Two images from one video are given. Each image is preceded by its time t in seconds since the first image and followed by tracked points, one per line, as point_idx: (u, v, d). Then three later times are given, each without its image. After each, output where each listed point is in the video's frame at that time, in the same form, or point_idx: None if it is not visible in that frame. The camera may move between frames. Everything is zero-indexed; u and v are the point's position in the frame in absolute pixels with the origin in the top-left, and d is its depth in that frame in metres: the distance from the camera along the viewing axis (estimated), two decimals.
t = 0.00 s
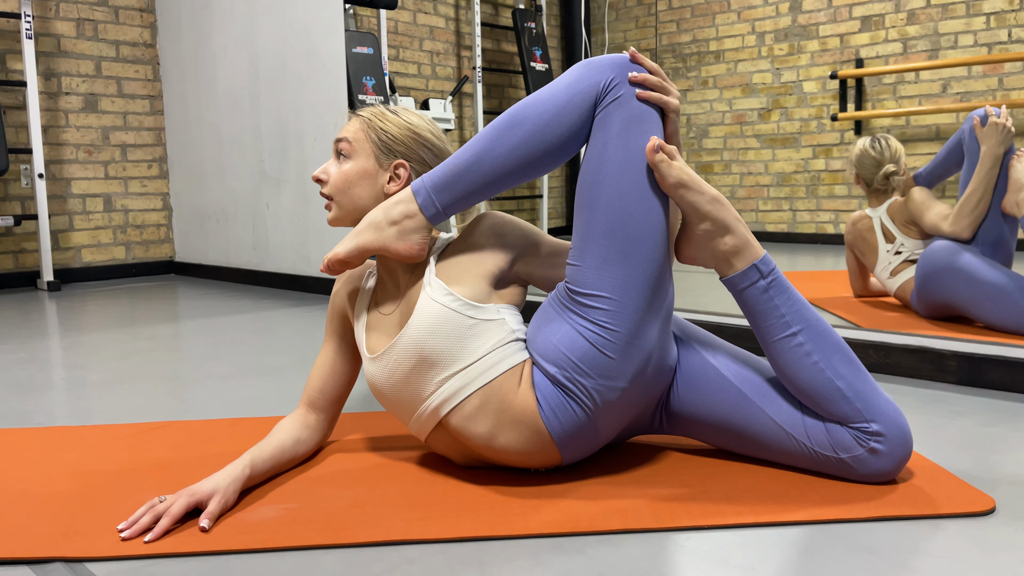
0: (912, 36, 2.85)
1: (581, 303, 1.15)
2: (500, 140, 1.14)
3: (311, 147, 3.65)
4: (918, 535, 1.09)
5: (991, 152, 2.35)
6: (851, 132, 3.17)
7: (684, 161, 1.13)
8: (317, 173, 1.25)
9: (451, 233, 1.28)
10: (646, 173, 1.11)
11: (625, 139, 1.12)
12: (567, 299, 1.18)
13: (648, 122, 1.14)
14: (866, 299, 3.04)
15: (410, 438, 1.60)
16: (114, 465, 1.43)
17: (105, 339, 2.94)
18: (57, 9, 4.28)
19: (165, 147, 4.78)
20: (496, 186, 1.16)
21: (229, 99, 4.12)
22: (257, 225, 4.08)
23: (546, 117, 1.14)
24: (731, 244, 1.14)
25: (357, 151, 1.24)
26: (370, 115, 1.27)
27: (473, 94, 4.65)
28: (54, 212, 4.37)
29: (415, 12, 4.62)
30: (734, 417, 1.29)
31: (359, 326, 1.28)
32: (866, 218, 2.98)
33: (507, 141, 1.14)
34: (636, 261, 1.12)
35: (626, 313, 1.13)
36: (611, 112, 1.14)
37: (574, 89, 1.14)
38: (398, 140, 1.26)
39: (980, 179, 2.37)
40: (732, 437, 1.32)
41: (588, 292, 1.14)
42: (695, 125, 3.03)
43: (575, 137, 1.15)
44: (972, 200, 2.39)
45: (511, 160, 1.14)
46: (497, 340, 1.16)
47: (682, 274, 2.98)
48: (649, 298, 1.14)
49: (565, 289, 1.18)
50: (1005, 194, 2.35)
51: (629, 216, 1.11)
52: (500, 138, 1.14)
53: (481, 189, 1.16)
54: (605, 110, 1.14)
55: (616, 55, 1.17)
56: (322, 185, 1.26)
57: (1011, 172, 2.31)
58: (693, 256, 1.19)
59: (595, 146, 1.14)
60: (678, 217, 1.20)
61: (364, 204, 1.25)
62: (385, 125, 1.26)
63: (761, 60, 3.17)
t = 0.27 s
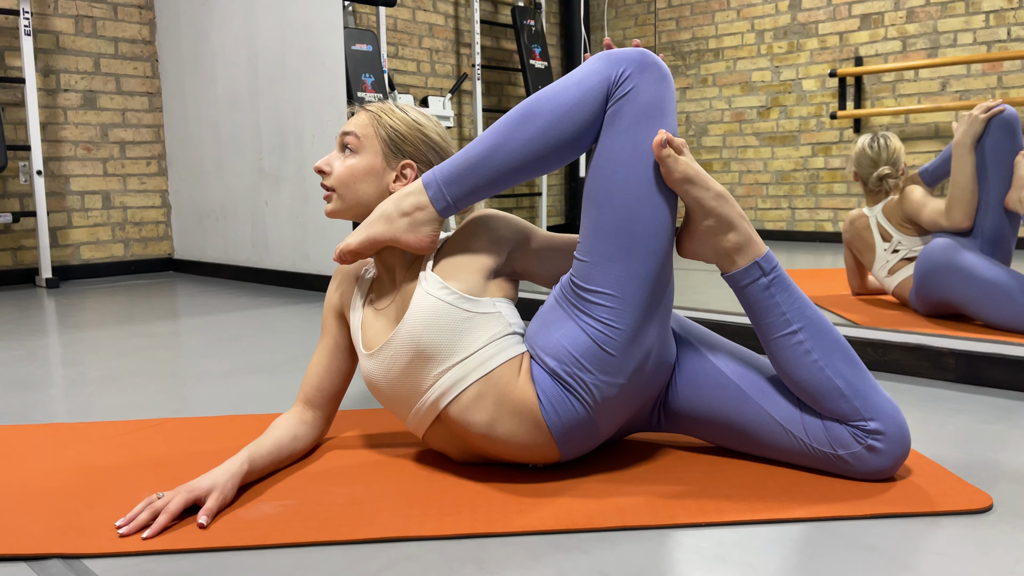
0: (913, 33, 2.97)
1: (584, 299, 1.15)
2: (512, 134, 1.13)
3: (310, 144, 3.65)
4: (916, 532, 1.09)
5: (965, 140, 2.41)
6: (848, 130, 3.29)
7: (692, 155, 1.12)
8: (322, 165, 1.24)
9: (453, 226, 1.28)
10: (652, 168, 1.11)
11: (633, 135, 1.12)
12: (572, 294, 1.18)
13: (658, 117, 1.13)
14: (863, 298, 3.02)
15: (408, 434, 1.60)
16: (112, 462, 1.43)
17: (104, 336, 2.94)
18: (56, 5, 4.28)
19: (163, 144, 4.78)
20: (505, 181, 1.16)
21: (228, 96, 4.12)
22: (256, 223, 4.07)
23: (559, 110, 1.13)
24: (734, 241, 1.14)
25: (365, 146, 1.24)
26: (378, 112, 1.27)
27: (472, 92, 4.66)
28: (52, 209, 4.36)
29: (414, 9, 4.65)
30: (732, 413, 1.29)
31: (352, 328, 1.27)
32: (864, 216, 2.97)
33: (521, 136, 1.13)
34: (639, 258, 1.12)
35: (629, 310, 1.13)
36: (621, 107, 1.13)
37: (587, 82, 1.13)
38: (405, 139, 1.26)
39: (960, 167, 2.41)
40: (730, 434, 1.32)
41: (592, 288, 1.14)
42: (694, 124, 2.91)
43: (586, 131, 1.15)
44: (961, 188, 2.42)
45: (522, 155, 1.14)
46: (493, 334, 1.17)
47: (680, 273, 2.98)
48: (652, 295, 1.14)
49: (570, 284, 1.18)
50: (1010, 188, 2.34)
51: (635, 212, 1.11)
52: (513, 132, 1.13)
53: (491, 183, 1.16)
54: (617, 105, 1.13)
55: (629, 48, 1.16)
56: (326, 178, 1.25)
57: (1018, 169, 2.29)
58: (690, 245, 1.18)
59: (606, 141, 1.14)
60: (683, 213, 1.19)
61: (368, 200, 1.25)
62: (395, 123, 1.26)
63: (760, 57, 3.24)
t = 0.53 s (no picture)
0: (910, 32, 2.92)
1: (585, 296, 1.16)
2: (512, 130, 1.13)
3: (308, 142, 3.65)
4: (913, 530, 1.10)
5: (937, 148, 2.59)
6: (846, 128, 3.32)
7: (693, 151, 1.13)
8: (322, 162, 1.24)
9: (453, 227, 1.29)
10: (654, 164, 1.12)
11: (635, 132, 1.12)
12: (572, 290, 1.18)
13: (661, 115, 1.14)
14: (862, 296, 3.05)
15: (406, 432, 1.60)
16: (110, 460, 1.43)
17: (101, 334, 2.93)
18: (53, 3, 4.26)
19: (161, 142, 4.77)
20: (506, 178, 1.16)
21: (226, 94, 4.11)
22: (254, 220, 4.07)
23: (561, 106, 1.13)
24: (736, 237, 1.14)
25: (366, 144, 1.24)
26: (379, 110, 1.27)
27: (470, 90, 4.65)
28: (50, 206, 4.35)
29: (413, 8, 4.79)
30: (730, 410, 1.29)
31: (351, 326, 1.27)
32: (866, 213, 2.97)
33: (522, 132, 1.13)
34: (639, 254, 1.12)
35: (629, 306, 1.13)
36: (624, 105, 1.13)
37: (588, 78, 1.13)
38: (407, 137, 1.26)
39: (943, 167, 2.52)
40: (728, 431, 1.33)
41: (592, 284, 1.14)
42: (692, 121, 2.95)
43: (588, 128, 1.15)
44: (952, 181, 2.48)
45: (523, 152, 1.14)
46: (490, 331, 1.17)
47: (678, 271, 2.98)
48: (652, 291, 1.14)
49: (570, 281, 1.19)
50: (1010, 186, 2.34)
51: (635, 208, 1.12)
52: (515, 129, 1.13)
53: (493, 180, 1.16)
54: (619, 102, 1.13)
55: (632, 46, 1.16)
56: (327, 174, 1.25)
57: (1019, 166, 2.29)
58: (694, 243, 1.19)
59: (608, 138, 1.14)
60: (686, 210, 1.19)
61: (368, 197, 1.25)
62: (396, 121, 1.26)
63: (759, 56, 3.17)
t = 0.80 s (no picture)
0: (909, 31, 3.05)
1: (581, 298, 1.15)
2: (507, 135, 1.12)
3: (307, 141, 3.65)
4: (911, 529, 1.10)
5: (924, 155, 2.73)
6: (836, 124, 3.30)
7: (690, 153, 1.12)
8: (320, 158, 1.24)
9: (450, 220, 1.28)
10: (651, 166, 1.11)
11: (632, 135, 1.12)
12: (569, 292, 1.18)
13: (659, 116, 1.13)
14: (859, 295, 3.10)
15: (404, 431, 1.60)
16: (108, 458, 1.43)
17: (99, 333, 2.93)
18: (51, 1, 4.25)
19: (159, 140, 4.77)
20: (502, 182, 1.15)
21: (225, 92, 4.11)
22: (252, 219, 4.07)
23: (557, 110, 1.12)
24: (734, 238, 1.14)
25: (365, 142, 1.24)
26: (380, 109, 1.27)
27: (468, 89, 4.66)
28: (48, 205, 4.35)
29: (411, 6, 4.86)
30: (728, 410, 1.30)
31: (352, 324, 1.27)
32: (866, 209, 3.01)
33: (517, 137, 1.12)
34: (637, 256, 1.12)
35: (626, 308, 1.13)
36: (619, 106, 1.12)
37: (582, 81, 1.12)
38: (406, 137, 1.26)
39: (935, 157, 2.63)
40: (726, 430, 1.33)
41: (589, 286, 1.14)
42: (691, 121, 2.99)
43: (583, 130, 1.14)
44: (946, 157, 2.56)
45: (519, 156, 1.12)
46: (486, 330, 1.17)
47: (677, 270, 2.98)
48: (650, 293, 1.14)
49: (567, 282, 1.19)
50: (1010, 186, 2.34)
51: (632, 211, 1.11)
52: (510, 132, 1.12)
53: (487, 183, 1.14)
54: (614, 104, 1.13)
55: (625, 46, 1.15)
56: (325, 171, 1.25)
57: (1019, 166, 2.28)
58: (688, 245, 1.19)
59: (604, 139, 1.13)
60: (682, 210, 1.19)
61: (365, 195, 1.25)
62: (395, 120, 1.26)
63: (758, 55, 3.19)
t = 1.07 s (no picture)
0: (905, 32, 3.28)
1: (577, 304, 1.16)
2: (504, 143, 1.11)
3: (305, 140, 3.65)
4: (908, 528, 1.10)
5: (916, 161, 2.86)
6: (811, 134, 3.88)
7: (688, 157, 1.11)
8: (322, 157, 1.25)
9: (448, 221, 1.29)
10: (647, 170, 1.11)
11: (629, 140, 1.11)
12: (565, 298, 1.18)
13: (657, 120, 1.13)
14: (857, 295, 3.06)
15: (402, 430, 1.60)
16: (104, 458, 1.43)
17: (97, 332, 2.92)
18: None
19: (157, 139, 4.76)
20: (502, 190, 1.14)
21: (222, 91, 4.10)
22: (250, 218, 4.07)
23: (553, 117, 1.11)
24: (731, 243, 1.14)
25: (366, 141, 1.24)
26: (384, 109, 1.28)
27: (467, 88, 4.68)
28: (46, 204, 4.34)
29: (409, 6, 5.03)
30: (727, 411, 1.30)
31: (351, 325, 1.27)
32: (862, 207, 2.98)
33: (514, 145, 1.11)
34: (633, 262, 1.12)
35: (622, 315, 1.13)
36: (615, 112, 1.12)
37: (578, 87, 1.12)
38: (408, 138, 1.26)
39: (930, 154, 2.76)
40: (724, 431, 1.33)
41: (584, 292, 1.14)
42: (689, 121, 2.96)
43: (580, 137, 1.13)
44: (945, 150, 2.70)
45: (518, 163, 1.12)
46: (484, 332, 1.17)
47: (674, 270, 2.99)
48: (646, 299, 1.14)
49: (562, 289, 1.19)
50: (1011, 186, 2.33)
51: (628, 217, 1.11)
52: (507, 143, 1.11)
53: (487, 195, 1.14)
54: (611, 108, 1.12)
55: (621, 48, 1.14)
56: (327, 169, 1.25)
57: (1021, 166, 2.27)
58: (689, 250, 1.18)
59: (601, 144, 1.13)
60: (680, 213, 1.19)
61: (366, 195, 1.26)
62: (398, 120, 1.26)
63: (757, 56, 3.16)
